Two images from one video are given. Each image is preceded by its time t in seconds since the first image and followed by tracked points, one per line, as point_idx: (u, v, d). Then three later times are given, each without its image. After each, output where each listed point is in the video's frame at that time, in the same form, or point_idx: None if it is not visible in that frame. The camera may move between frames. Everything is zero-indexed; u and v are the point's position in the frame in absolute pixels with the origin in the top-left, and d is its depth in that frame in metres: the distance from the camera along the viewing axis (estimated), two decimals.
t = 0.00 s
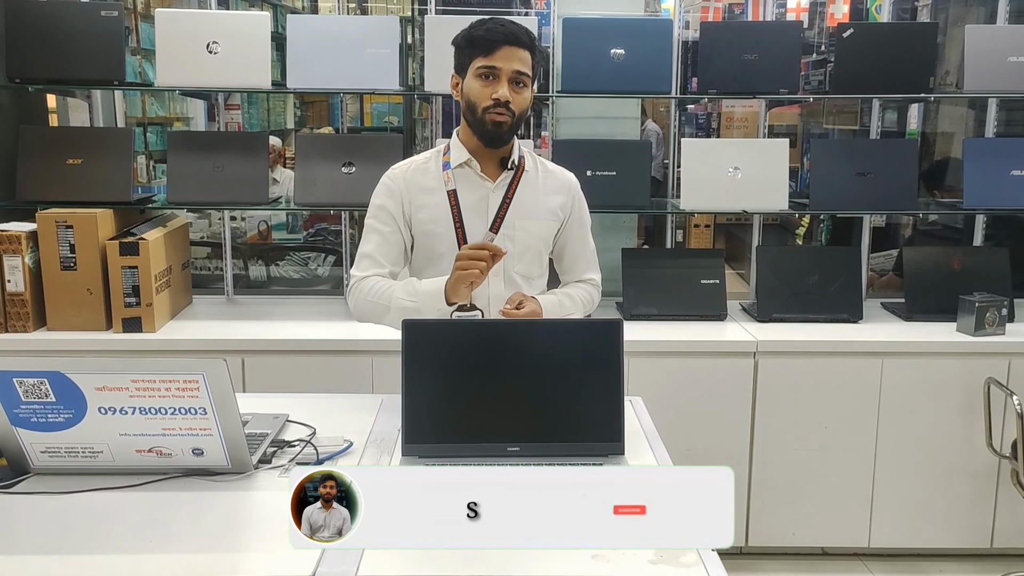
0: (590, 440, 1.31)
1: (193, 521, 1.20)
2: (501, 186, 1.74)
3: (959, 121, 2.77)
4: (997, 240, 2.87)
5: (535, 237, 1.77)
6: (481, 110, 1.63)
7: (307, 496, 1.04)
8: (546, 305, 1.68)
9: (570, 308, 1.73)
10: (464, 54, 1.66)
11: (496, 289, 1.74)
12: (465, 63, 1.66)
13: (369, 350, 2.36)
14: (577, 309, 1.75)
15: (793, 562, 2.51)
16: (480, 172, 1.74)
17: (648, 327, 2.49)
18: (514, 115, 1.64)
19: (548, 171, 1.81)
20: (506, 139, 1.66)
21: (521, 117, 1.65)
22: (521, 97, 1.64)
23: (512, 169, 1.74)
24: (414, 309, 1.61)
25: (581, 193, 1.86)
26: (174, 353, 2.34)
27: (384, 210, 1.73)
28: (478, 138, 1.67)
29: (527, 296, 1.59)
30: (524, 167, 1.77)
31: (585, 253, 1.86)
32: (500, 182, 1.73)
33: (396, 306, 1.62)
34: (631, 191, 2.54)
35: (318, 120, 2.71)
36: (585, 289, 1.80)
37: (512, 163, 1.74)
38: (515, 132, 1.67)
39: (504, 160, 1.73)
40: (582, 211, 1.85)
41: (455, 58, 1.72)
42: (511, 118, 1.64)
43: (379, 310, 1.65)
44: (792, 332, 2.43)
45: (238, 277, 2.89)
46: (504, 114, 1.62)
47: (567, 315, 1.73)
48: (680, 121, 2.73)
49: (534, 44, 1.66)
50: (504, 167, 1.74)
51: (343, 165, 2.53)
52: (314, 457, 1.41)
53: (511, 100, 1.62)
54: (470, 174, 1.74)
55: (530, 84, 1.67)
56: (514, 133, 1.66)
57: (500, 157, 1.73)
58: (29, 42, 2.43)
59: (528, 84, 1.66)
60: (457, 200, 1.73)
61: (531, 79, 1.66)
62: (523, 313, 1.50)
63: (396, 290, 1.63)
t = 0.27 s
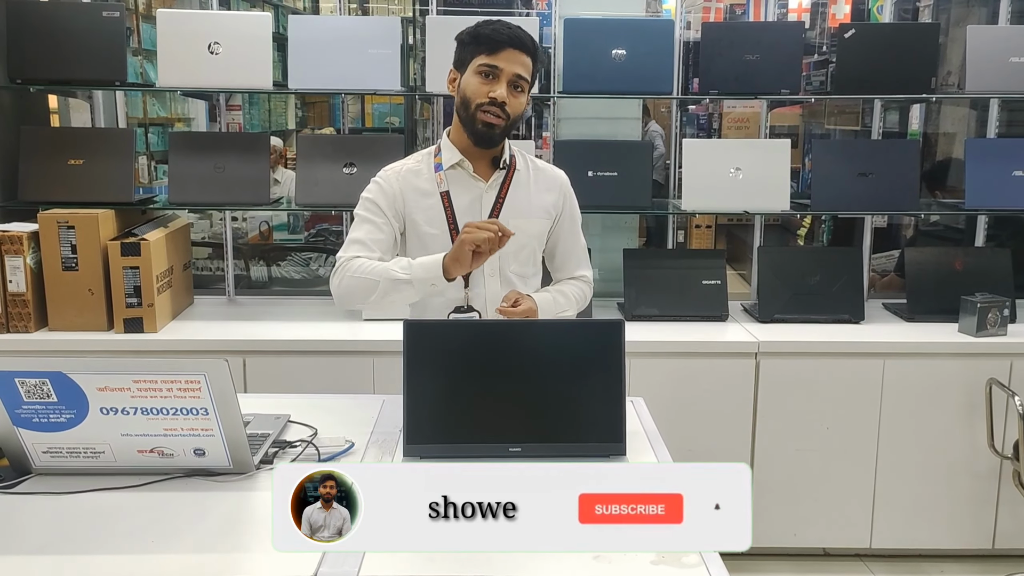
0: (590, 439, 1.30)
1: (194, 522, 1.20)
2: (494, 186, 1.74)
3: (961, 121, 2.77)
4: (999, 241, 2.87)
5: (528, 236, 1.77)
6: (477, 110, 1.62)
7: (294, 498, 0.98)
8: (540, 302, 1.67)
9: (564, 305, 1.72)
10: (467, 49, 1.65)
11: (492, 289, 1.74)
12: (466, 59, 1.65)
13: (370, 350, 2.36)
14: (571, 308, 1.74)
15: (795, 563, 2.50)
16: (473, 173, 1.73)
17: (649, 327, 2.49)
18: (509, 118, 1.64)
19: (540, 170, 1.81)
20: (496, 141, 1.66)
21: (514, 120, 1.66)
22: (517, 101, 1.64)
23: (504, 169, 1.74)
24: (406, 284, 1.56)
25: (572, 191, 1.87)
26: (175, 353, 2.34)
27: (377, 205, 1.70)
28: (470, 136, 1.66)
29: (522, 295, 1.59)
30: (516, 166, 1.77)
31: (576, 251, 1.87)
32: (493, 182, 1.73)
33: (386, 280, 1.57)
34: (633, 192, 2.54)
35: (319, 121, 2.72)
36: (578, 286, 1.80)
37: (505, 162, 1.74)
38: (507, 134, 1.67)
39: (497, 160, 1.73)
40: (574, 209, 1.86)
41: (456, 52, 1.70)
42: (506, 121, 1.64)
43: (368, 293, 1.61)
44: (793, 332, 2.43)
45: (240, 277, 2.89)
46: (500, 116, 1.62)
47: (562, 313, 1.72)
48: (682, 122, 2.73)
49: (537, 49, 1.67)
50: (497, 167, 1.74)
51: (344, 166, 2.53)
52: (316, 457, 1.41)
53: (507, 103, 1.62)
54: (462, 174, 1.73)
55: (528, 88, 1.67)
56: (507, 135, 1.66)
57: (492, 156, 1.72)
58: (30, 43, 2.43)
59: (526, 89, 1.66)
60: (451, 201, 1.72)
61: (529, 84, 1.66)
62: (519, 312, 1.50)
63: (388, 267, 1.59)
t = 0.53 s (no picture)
0: (591, 441, 1.30)
1: (196, 523, 1.20)
2: (492, 189, 1.74)
3: (962, 123, 2.76)
4: (1000, 242, 2.87)
5: (527, 238, 1.77)
6: (478, 111, 1.62)
7: (294, 498, 0.98)
8: (541, 305, 1.68)
9: (562, 308, 1.74)
10: (464, 51, 1.64)
11: (494, 292, 1.74)
12: (463, 61, 1.64)
13: (371, 351, 2.36)
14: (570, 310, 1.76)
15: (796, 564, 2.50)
16: (471, 175, 1.73)
17: (650, 328, 2.49)
18: (509, 118, 1.64)
19: (537, 172, 1.81)
20: (498, 142, 1.66)
21: (514, 121, 1.66)
22: (517, 101, 1.64)
23: (503, 171, 1.74)
24: (398, 290, 1.55)
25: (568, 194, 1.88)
26: (177, 354, 2.35)
27: (376, 213, 1.71)
28: (471, 138, 1.66)
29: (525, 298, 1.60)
30: (513, 168, 1.77)
31: (572, 253, 1.88)
32: (491, 185, 1.73)
33: (381, 291, 1.57)
34: (634, 193, 2.54)
35: (320, 122, 2.71)
36: (573, 287, 1.82)
37: (502, 165, 1.74)
38: (507, 135, 1.67)
39: (495, 162, 1.73)
40: (570, 211, 1.87)
41: (451, 54, 1.69)
42: (506, 121, 1.64)
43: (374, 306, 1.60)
44: (794, 333, 2.43)
45: (241, 278, 2.90)
46: (500, 117, 1.62)
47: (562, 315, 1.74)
48: (683, 123, 2.73)
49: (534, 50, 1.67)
50: (495, 169, 1.74)
51: (345, 167, 2.54)
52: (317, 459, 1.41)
53: (508, 103, 1.61)
54: (461, 177, 1.73)
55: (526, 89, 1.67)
56: (507, 135, 1.66)
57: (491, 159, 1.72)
58: (32, 44, 2.43)
59: (524, 89, 1.66)
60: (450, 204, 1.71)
61: (527, 85, 1.66)
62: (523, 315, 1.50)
63: (380, 276, 1.58)
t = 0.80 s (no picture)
0: (592, 440, 1.30)
1: (197, 523, 1.20)
2: (490, 190, 1.74)
3: (962, 124, 2.77)
4: (1000, 243, 2.87)
5: (526, 238, 1.77)
6: (471, 114, 1.63)
7: (294, 498, 0.98)
8: (541, 305, 1.67)
9: (563, 306, 1.74)
10: (453, 54, 1.64)
11: (494, 293, 1.74)
12: (453, 64, 1.65)
13: (372, 352, 2.37)
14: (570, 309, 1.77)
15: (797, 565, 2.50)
16: (468, 177, 1.73)
17: (650, 329, 2.49)
18: (503, 119, 1.65)
19: (533, 172, 1.82)
20: (494, 144, 1.66)
21: (508, 121, 1.67)
22: (510, 101, 1.65)
23: (499, 172, 1.74)
24: (396, 318, 1.59)
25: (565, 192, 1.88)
26: (177, 355, 2.35)
27: (374, 223, 1.70)
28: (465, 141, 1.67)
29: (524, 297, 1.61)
30: (510, 169, 1.77)
31: (571, 252, 1.89)
32: (489, 186, 1.73)
33: (379, 319, 1.60)
34: (634, 194, 2.54)
35: (321, 122, 2.71)
36: (573, 286, 1.83)
37: (499, 166, 1.74)
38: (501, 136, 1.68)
39: (491, 163, 1.73)
40: (567, 209, 1.87)
41: (441, 57, 1.70)
42: (499, 122, 1.65)
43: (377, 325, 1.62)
44: (794, 334, 2.43)
45: (242, 279, 2.90)
46: (493, 119, 1.64)
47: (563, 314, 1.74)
48: (683, 124, 2.73)
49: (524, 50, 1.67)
50: (492, 170, 1.74)
51: (346, 167, 2.54)
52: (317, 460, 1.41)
53: (500, 104, 1.62)
54: (458, 180, 1.73)
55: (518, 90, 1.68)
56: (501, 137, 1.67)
57: (487, 161, 1.72)
58: (33, 45, 2.44)
59: (517, 89, 1.67)
60: (448, 206, 1.71)
61: (519, 86, 1.67)
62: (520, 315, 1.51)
63: (378, 303, 1.61)
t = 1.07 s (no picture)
0: (591, 441, 1.30)
1: (197, 524, 1.20)
2: (490, 190, 1.74)
3: (962, 124, 2.77)
4: (1000, 243, 2.87)
5: (526, 238, 1.78)
6: (474, 112, 1.62)
7: (294, 497, 0.98)
8: (542, 306, 1.67)
9: (563, 308, 1.73)
10: (453, 54, 1.63)
11: (495, 292, 1.74)
12: (454, 64, 1.64)
13: (372, 353, 2.37)
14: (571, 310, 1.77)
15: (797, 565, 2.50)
16: (468, 177, 1.73)
17: (650, 330, 2.49)
18: (506, 115, 1.64)
19: (534, 172, 1.81)
20: (498, 141, 1.66)
21: (511, 118, 1.66)
22: (512, 98, 1.64)
23: (500, 172, 1.74)
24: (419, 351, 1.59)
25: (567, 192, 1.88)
26: (177, 356, 2.35)
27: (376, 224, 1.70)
28: (468, 140, 1.66)
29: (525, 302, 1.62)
30: (511, 169, 1.77)
31: (572, 252, 1.89)
32: (489, 187, 1.73)
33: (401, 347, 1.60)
34: (634, 194, 2.54)
35: (321, 122, 2.71)
36: (574, 287, 1.83)
37: (500, 166, 1.74)
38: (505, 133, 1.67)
39: (492, 163, 1.73)
40: (568, 209, 1.87)
41: (441, 58, 1.69)
42: (503, 119, 1.64)
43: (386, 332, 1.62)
44: (794, 334, 2.43)
45: (242, 280, 2.90)
46: (495, 116, 1.63)
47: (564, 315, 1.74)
48: (683, 124, 2.74)
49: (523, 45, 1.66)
50: (493, 170, 1.73)
51: (346, 168, 2.54)
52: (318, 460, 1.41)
53: (502, 101, 1.61)
54: (458, 180, 1.73)
55: (519, 85, 1.67)
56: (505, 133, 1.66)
57: (488, 161, 1.72)
58: (34, 46, 2.44)
59: (518, 85, 1.66)
60: (448, 207, 1.71)
61: (520, 81, 1.66)
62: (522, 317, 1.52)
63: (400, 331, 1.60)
